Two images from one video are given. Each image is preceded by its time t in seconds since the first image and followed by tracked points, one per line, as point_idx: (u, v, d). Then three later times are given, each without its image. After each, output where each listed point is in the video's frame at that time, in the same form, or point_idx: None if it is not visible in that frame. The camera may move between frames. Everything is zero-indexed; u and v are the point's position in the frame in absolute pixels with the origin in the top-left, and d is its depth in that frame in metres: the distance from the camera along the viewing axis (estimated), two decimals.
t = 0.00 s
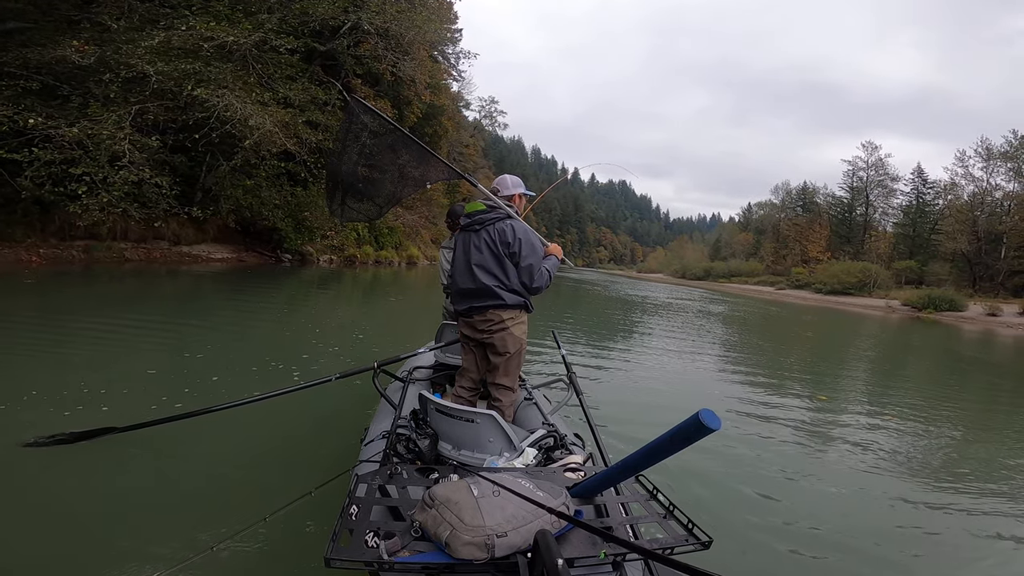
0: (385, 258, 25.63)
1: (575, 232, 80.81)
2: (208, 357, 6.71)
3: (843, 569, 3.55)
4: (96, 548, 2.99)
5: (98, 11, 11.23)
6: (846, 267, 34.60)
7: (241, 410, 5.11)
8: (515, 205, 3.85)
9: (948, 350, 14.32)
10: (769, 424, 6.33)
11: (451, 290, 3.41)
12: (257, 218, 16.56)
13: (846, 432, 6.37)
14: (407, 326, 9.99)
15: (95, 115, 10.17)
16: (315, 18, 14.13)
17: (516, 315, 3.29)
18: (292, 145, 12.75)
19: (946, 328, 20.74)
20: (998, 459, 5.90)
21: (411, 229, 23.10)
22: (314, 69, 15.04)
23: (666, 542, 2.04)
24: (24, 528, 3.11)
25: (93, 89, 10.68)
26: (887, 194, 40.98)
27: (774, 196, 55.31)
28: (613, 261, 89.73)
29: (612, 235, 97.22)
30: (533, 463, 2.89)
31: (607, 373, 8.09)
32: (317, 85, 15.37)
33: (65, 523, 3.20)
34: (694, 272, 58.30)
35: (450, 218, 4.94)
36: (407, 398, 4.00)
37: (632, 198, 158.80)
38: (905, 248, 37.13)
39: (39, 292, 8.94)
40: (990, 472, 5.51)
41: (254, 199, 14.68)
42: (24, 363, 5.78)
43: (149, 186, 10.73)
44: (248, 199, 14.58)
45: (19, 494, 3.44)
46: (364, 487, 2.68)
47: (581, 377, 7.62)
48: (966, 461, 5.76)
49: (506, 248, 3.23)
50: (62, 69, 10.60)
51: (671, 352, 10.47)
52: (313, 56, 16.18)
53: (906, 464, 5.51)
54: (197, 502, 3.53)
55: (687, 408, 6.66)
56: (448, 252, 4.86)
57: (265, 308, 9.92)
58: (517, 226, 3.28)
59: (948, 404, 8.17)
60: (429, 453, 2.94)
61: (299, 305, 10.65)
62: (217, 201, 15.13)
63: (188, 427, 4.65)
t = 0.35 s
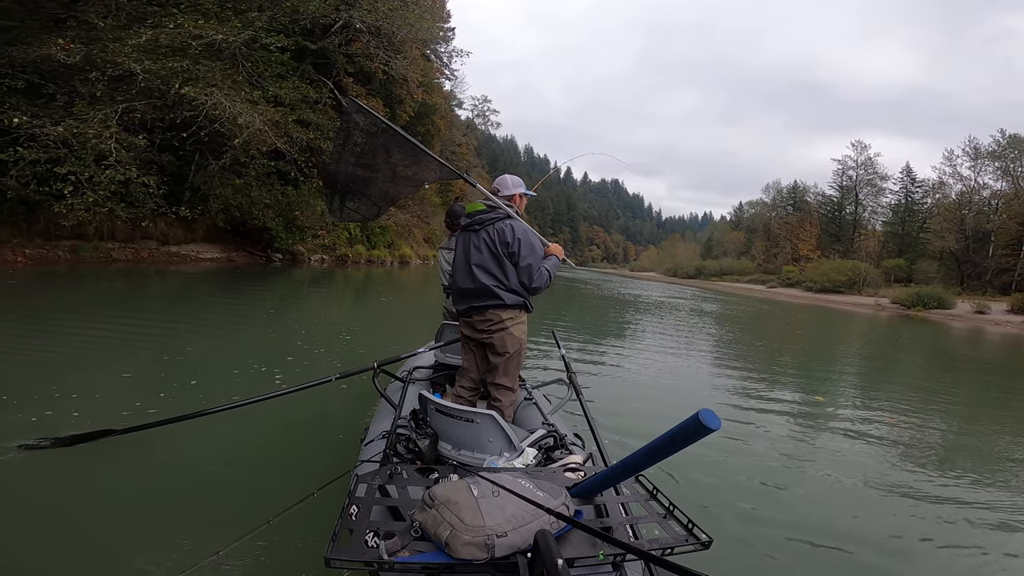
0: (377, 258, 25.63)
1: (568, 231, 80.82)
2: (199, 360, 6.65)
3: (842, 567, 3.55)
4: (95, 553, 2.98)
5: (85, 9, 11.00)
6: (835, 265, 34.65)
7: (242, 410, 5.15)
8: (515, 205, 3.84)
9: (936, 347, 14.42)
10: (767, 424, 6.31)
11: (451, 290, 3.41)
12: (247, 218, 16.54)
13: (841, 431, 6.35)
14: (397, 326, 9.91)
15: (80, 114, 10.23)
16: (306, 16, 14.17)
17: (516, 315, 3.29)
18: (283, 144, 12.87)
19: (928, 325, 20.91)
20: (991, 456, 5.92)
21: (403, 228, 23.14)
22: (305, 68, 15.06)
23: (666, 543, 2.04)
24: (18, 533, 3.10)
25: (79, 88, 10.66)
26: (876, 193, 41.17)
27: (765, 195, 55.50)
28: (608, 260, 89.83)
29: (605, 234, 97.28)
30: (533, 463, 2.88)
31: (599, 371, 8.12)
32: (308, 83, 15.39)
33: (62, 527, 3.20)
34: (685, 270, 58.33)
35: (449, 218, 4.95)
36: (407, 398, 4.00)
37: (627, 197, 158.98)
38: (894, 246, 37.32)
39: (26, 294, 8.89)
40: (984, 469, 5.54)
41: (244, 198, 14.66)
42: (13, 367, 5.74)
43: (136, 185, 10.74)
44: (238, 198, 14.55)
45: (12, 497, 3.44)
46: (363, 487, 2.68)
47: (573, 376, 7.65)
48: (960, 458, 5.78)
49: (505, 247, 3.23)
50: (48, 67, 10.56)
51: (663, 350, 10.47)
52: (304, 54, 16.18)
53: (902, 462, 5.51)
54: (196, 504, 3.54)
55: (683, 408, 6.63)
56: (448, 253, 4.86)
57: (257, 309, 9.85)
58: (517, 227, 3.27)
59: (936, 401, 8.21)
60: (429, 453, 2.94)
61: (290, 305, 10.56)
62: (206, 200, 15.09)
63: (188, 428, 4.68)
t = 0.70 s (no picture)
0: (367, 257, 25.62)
1: (560, 230, 80.80)
2: (190, 363, 6.57)
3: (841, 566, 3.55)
4: (92, 556, 2.97)
5: (68, 8, 11.24)
6: (823, 264, 34.73)
7: (241, 411, 5.17)
8: (515, 205, 3.85)
9: (920, 344, 14.58)
10: (762, 422, 6.30)
11: (452, 290, 3.41)
12: (235, 217, 16.51)
13: (836, 429, 6.34)
14: (385, 326, 9.85)
15: (64, 112, 10.28)
16: (296, 14, 14.09)
17: (516, 315, 3.29)
18: (270, 143, 12.72)
19: (910, 322, 21.04)
20: (983, 452, 5.95)
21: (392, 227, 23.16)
22: (294, 66, 15.00)
23: (666, 542, 2.03)
24: (7, 533, 3.11)
25: (62, 86, 10.68)
26: (863, 192, 41.32)
27: (754, 194, 55.70)
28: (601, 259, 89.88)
29: (598, 233, 97.39)
30: (533, 463, 2.89)
31: (590, 370, 8.13)
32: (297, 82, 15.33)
33: (57, 530, 3.19)
34: (675, 269, 58.37)
35: (449, 218, 4.95)
36: (407, 398, 4.00)
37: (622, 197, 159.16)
38: (880, 244, 37.58)
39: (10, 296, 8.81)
40: (977, 465, 5.56)
41: (232, 198, 14.40)
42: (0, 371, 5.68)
43: (120, 184, 10.76)
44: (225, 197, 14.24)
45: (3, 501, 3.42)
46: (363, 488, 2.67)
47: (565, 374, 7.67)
48: (954, 455, 5.79)
49: (505, 247, 3.23)
50: (31, 66, 10.63)
51: (653, 349, 10.46)
52: (294, 52, 16.12)
53: (899, 460, 5.51)
54: (195, 507, 3.54)
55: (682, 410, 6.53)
56: (447, 253, 4.85)
57: (244, 309, 9.86)
58: (517, 226, 3.27)
59: (921, 398, 8.25)
60: (429, 453, 2.95)
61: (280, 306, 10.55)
62: (192, 199, 15.02)
63: (186, 429, 4.71)
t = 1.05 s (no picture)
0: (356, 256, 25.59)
1: (550, 230, 80.81)
2: (175, 365, 6.51)
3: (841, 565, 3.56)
4: (91, 558, 2.98)
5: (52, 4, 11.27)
6: (809, 264, 34.88)
7: (238, 412, 5.19)
8: (516, 205, 3.85)
9: (901, 342, 14.83)
10: (752, 421, 6.34)
11: (454, 290, 3.41)
12: (221, 216, 16.42)
13: (824, 427, 6.39)
14: (370, 326, 9.83)
15: (45, 109, 10.20)
16: (285, 11, 14.04)
17: (517, 315, 3.29)
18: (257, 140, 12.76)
19: (890, 321, 21.25)
20: (971, 449, 6.00)
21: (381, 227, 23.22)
22: (283, 64, 14.96)
23: (666, 542, 2.03)
24: None
25: (44, 82, 10.61)
26: (848, 193, 41.30)
27: (743, 195, 56.01)
28: (592, 259, 90.01)
29: (589, 233, 97.58)
30: (533, 463, 2.89)
31: (579, 369, 8.15)
32: (286, 79, 15.28)
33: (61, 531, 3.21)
34: (664, 268, 58.49)
35: (449, 217, 4.95)
36: (407, 398, 4.00)
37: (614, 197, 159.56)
38: (865, 245, 38.01)
39: None
40: (969, 463, 5.58)
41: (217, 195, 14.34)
42: None
43: (103, 181, 10.68)
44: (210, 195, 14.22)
45: (4, 503, 3.42)
46: (363, 487, 2.68)
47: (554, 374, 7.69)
48: (946, 453, 5.82)
49: (506, 247, 3.23)
50: (13, 62, 10.60)
51: (642, 348, 10.46)
52: (283, 50, 16.06)
53: (895, 459, 5.52)
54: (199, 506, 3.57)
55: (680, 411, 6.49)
56: (447, 253, 4.84)
57: (231, 310, 9.77)
58: (517, 226, 3.25)
59: (906, 396, 8.32)
60: (429, 453, 2.95)
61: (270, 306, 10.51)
62: (177, 197, 14.91)
63: (183, 430, 4.72)
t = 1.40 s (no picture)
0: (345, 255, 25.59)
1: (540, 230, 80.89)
2: (158, 367, 6.44)
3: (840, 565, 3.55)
4: (89, 561, 2.97)
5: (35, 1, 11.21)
6: (796, 263, 35.12)
7: (237, 413, 5.20)
8: (516, 205, 3.85)
9: (881, 339, 15.13)
10: (741, 419, 6.37)
11: (453, 291, 3.41)
12: (207, 215, 16.32)
13: (811, 424, 6.43)
14: (356, 326, 9.79)
15: (26, 106, 10.13)
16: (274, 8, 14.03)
17: (516, 315, 3.29)
18: (244, 137, 12.75)
19: (873, 320, 21.52)
20: (958, 445, 6.05)
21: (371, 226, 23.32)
22: (271, 62, 14.95)
23: (666, 543, 2.03)
24: None
25: (26, 79, 10.54)
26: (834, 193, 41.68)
27: (731, 195, 56.52)
28: (584, 259, 90.19)
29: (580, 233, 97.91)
30: (533, 463, 2.89)
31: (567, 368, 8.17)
32: (274, 77, 15.27)
33: (63, 532, 3.22)
34: (653, 267, 58.59)
35: (451, 216, 4.94)
36: (407, 398, 4.00)
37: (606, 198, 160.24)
38: (851, 244, 38.52)
39: None
40: (960, 460, 5.62)
41: (203, 194, 14.30)
42: None
43: (86, 179, 10.64)
44: (196, 193, 14.18)
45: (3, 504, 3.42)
46: (364, 487, 2.68)
47: (543, 373, 7.70)
48: (937, 450, 5.85)
49: (506, 247, 3.23)
50: None
51: (632, 347, 10.44)
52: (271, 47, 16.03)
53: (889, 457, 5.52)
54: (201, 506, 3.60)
55: (675, 412, 6.43)
56: (447, 253, 4.84)
57: (217, 311, 9.67)
58: (516, 226, 3.26)
59: (890, 393, 8.40)
60: (429, 453, 2.95)
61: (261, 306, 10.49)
62: (162, 196, 14.84)
63: (183, 431, 4.73)
